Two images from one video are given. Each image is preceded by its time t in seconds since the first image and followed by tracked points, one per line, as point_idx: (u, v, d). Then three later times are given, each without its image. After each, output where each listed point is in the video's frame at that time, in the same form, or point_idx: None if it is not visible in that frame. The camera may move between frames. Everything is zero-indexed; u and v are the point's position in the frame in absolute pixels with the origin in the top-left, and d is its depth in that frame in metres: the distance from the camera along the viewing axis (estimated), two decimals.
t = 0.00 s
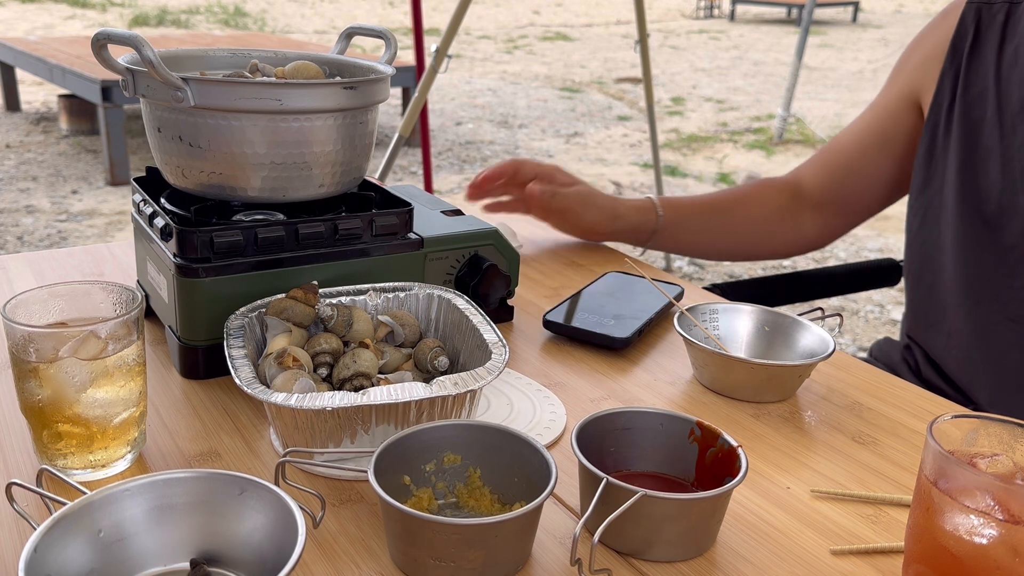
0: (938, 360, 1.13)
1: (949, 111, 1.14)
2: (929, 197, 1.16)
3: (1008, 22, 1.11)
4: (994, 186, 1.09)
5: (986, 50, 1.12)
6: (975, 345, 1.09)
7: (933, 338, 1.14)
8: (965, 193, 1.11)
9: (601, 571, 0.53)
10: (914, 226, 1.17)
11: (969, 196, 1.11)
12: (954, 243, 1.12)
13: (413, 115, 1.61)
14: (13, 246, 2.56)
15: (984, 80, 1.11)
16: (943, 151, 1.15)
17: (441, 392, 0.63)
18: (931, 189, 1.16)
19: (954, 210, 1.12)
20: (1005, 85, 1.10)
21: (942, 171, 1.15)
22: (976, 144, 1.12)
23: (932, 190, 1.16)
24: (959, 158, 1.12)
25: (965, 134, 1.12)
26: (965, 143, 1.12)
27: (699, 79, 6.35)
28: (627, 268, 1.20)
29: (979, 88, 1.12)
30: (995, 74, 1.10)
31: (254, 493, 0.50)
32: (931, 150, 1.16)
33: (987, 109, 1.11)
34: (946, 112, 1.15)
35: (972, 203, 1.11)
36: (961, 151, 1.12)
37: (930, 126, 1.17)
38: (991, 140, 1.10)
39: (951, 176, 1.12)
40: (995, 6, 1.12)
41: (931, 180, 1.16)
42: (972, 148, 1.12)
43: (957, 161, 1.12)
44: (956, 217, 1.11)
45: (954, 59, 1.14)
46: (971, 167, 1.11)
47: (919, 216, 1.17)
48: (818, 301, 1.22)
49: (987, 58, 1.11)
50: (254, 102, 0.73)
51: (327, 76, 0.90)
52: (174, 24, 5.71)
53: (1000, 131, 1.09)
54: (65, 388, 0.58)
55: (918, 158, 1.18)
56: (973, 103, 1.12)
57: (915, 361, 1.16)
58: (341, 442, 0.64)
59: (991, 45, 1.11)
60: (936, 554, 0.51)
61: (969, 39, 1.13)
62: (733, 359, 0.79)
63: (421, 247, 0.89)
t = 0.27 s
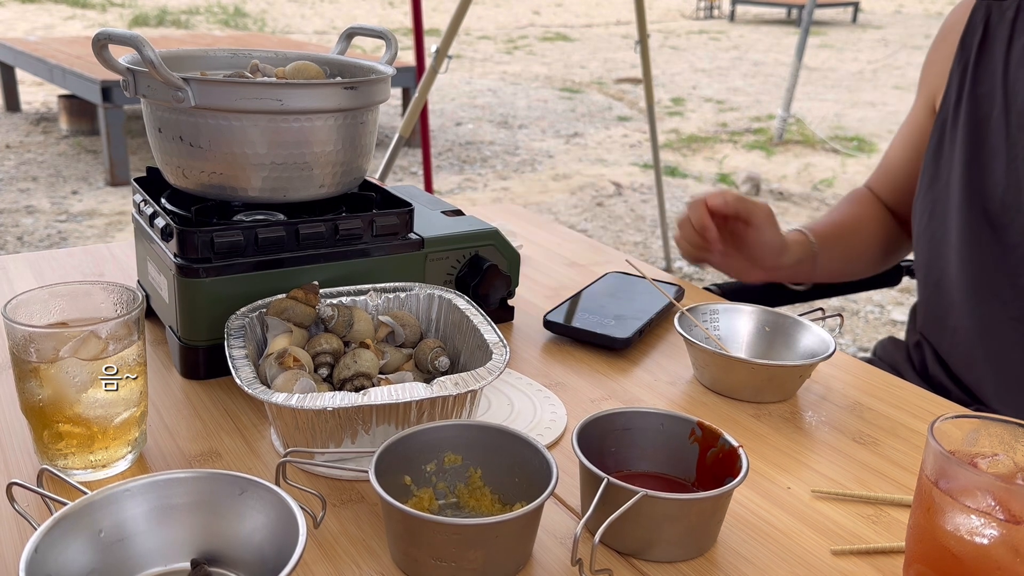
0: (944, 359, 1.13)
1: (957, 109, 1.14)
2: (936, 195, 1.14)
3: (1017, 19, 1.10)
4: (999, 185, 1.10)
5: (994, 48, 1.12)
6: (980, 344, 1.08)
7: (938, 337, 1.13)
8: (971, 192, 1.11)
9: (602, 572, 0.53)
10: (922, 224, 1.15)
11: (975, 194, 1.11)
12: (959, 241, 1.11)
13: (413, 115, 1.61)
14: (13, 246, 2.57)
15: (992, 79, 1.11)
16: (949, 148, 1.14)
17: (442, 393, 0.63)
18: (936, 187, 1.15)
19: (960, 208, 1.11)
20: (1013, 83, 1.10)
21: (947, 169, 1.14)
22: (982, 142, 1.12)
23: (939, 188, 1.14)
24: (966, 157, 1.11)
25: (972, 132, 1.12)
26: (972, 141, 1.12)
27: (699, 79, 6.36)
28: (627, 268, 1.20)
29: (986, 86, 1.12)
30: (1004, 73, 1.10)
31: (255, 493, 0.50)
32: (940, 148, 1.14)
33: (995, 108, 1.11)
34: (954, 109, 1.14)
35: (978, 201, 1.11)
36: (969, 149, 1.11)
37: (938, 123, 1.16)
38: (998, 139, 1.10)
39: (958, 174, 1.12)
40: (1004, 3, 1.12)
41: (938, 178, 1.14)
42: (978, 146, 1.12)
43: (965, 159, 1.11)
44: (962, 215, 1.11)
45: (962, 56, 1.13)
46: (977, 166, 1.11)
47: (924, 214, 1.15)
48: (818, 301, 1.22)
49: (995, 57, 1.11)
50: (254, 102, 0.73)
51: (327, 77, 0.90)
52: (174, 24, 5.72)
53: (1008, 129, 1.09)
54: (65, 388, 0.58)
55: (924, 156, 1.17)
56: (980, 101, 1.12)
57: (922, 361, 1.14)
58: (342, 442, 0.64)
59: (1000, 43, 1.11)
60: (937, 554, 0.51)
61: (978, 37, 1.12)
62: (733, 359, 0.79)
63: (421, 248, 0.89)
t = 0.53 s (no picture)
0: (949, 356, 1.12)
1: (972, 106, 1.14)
2: (950, 193, 1.15)
3: None
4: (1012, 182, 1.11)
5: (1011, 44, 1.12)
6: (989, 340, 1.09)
7: (943, 334, 1.13)
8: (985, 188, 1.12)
9: (601, 572, 0.53)
10: (934, 221, 1.15)
11: (988, 191, 1.12)
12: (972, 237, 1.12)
13: (412, 115, 1.61)
14: (13, 246, 2.57)
15: (1009, 76, 1.11)
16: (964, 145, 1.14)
17: (442, 393, 0.63)
18: (950, 183, 1.16)
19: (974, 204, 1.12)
20: None
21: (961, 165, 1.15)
22: (997, 140, 1.12)
23: (952, 185, 1.15)
24: (981, 153, 1.12)
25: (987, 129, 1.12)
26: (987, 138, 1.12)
27: (699, 79, 6.36)
28: (627, 267, 1.20)
29: (1002, 84, 1.12)
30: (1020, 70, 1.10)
31: (255, 493, 0.50)
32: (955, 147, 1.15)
33: (1011, 105, 1.11)
34: (969, 106, 1.14)
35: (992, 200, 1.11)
36: (983, 146, 1.12)
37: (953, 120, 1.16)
38: (1013, 136, 1.11)
39: (973, 171, 1.12)
40: None
41: (952, 175, 1.15)
42: (993, 143, 1.12)
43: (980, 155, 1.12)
44: (976, 211, 1.11)
45: (979, 52, 1.14)
46: (993, 165, 1.12)
47: (937, 210, 1.15)
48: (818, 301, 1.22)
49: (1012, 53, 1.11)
50: (254, 102, 0.73)
51: (327, 76, 0.90)
52: (174, 24, 5.72)
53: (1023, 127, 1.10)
54: (65, 388, 0.58)
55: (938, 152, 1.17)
56: (995, 98, 1.13)
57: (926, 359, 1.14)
58: (341, 442, 0.64)
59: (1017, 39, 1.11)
60: (937, 553, 0.51)
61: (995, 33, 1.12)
62: (733, 359, 0.79)
63: (421, 247, 0.89)
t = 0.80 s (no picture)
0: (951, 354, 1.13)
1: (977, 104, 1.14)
2: (952, 191, 1.15)
3: None
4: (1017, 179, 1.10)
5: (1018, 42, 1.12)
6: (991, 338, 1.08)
7: (945, 332, 1.13)
8: (989, 186, 1.11)
9: (601, 572, 0.53)
10: (935, 220, 1.15)
11: (992, 189, 1.12)
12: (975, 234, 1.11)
13: (413, 115, 1.61)
14: (13, 246, 2.57)
15: (1015, 73, 1.11)
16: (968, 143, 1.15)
17: (442, 393, 0.63)
18: (954, 181, 1.16)
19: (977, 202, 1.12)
20: None
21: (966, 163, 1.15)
22: (1002, 137, 1.12)
23: (956, 182, 1.15)
24: (985, 151, 1.12)
25: (992, 127, 1.12)
26: (991, 135, 1.12)
27: (699, 79, 6.36)
28: (627, 267, 1.20)
29: (1009, 81, 1.12)
30: None
31: (255, 492, 0.50)
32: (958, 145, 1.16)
33: (1016, 103, 1.11)
34: (974, 103, 1.14)
35: (993, 197, 1.11)
36: (987, 143, 1.12)
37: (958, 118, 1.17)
38: (1018, 134, 1.10)
39: (976, 169, 1.12)
40: None
41: (955, 174, 1.16)
42: (998, 141, 1.12)
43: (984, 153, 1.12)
44: (979, 208, 1.11)
45: (985, 50, 1.14)
46: (994, 162, 1.12)
47: (940, 208, 1.15)
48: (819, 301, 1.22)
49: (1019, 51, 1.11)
50: (254, 102, 0.73)
51: (327, 76, 0.90)
52: (174, 24, 5.72)
53: None
54: (65, 388, 0.58)
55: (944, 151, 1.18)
56: (1002, 95, 1.12)
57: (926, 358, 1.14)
58: (341, 442, 0.64)
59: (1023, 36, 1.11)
60: (937, 554, 0.51)
61: (1002, 31, 1.12)
62: (733, 359, 0.79)
63: (421, 247, 0.89)
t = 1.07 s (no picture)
0: (956, 351, 1.10)
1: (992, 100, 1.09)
2: (964, 186, 1.11)
3: None
4: None
5: None
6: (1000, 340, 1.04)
7: (951, 329, 1.10)
8: (1001, 184, 1.06)
9: (601, 572, 0.53)
10: (946, 215, 1.11)
11: (1004, 186, 1.06)
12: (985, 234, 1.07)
13: (413, 115, 1.61)
14: (13, 246, 2.57)
15: None
16: (981, 139, 1.10)
17: (442, 392, 0.63)
18: (965, 178, 1.11)
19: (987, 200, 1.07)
20: None
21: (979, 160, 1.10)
22: (1016, 133, 1.06)
23: (967, 179, 1.10)
24: (996, 147, 1.06)
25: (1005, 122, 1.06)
26: (1004, 131, 1.07)
27: (699, 79, 6.36)
28: (627, 267, 1.20)
29: None
30: None
31: (254, 493, 0.50)
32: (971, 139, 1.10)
33: None
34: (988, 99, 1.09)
35: (1004, 193, 1.05)
36: (1000, 139, 1.06)
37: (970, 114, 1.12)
38: None
39: (988, 166, 1.07)
40: None
41: (967, 168, 1.10)
42: (1012, 137, 1.06)
43: (994, 150, 1.06)
44: (989, 207, 1.06)
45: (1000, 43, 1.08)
46: (1008, 156, 1.06)
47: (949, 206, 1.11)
48: (819, 301, 1.22)
49: None
50: (254, 102, 0.73)
51: (327, 76, 0.90)
52: (174, 24, 5.72)
53: None
54: (65, 388, 0.58)
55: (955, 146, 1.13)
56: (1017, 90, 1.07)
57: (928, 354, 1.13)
58: (340, 442, 0.64)
59: None
60: (937, 554, 0.51)
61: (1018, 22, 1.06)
62: (734, 359, 0.78)
63: (421, 247, 0.89)
